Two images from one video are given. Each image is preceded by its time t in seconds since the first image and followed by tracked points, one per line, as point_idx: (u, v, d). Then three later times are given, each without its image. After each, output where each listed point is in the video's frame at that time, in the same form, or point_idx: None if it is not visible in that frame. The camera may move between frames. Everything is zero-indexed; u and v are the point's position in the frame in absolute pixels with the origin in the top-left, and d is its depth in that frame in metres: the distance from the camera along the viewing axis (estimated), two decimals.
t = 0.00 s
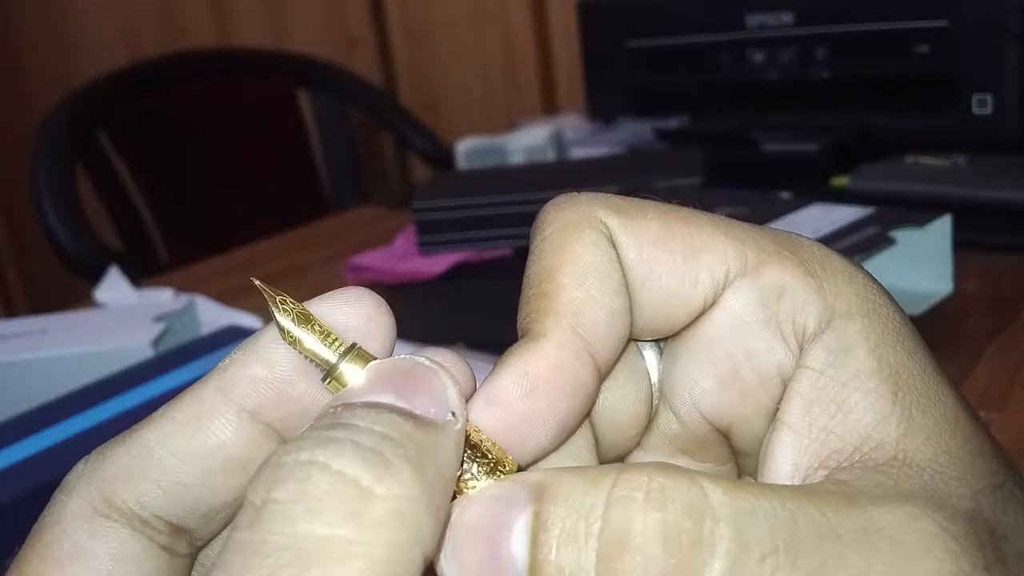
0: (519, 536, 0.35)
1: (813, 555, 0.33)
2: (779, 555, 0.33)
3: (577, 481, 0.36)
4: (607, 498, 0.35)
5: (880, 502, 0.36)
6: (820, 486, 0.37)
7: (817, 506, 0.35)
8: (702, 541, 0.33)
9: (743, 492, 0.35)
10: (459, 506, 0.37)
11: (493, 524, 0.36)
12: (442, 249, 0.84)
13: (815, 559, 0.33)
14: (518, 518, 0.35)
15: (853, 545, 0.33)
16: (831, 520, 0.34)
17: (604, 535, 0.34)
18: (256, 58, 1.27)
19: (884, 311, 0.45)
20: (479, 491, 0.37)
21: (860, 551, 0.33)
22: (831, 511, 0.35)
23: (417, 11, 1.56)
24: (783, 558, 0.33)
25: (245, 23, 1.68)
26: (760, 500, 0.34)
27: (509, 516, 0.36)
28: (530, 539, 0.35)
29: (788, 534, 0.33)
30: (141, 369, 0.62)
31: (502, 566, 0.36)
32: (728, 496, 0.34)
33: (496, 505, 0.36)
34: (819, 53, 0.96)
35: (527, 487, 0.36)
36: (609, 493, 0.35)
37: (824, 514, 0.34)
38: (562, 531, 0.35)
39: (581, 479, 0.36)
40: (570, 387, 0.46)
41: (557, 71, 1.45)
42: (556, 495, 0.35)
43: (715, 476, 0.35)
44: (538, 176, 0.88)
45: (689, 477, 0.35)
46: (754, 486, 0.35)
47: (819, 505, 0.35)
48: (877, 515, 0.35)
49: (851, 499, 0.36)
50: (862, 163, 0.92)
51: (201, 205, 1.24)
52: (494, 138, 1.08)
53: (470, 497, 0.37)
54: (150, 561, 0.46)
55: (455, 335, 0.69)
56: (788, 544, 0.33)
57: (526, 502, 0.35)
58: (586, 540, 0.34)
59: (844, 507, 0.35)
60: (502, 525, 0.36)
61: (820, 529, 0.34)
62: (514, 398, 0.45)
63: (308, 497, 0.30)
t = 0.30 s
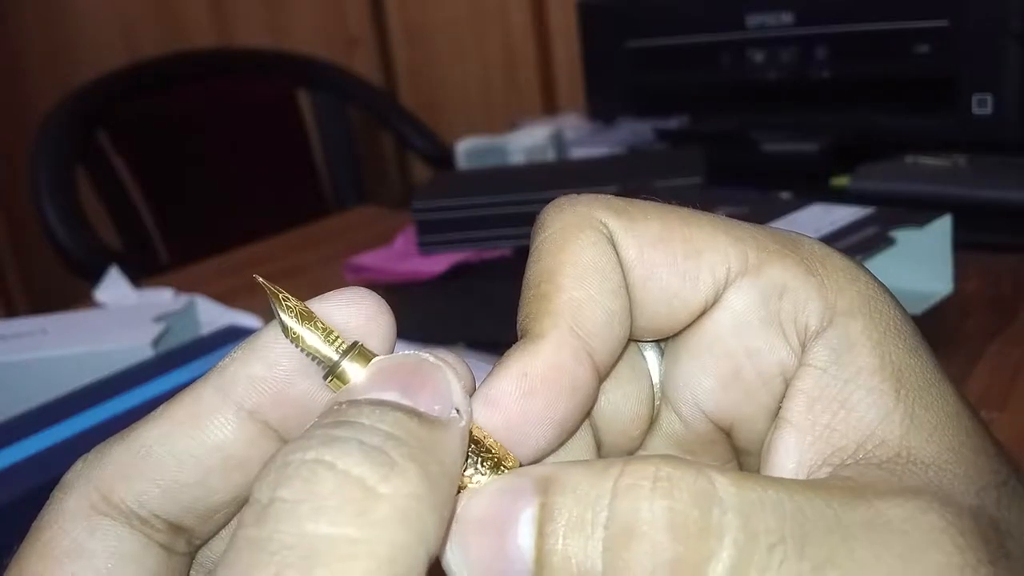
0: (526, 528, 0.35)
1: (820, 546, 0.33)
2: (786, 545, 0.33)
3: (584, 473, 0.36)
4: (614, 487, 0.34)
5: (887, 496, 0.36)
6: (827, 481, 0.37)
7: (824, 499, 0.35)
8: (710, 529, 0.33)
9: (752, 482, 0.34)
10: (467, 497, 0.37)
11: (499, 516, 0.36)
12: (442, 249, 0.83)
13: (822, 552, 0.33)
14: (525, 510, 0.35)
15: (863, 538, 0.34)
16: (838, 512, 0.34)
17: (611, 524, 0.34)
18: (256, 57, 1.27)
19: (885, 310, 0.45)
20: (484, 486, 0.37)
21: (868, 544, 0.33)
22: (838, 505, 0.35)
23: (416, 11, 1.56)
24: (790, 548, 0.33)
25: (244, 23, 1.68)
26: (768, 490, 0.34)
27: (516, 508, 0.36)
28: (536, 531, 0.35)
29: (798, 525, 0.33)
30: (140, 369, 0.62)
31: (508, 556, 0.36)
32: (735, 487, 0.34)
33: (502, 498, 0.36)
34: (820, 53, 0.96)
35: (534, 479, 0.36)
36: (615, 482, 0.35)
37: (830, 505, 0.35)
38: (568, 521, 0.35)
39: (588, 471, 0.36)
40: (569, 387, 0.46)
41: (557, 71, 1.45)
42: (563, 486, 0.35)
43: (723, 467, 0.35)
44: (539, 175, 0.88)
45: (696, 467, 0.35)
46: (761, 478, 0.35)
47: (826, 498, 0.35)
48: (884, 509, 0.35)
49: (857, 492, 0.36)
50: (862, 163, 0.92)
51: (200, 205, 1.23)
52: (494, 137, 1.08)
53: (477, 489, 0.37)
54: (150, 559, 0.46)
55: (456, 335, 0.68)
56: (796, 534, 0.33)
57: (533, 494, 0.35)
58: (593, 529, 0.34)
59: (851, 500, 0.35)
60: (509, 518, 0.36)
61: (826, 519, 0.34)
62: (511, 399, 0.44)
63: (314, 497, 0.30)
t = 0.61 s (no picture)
0: (532, 520, 0.35)
1: (828, 537, 0.33)
2: (793, 535, 0.33)
3: (589, 467, 0.35)
4: (620, 478, 0.34)
5: (892, 490, 0.36)
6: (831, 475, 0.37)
7: (831, 493, 0.35)
8: (716, 520, 0.33)
9: (757, 475, 0.34)
10: (469, 492, 0.37)
11: (505, 509, 0.36)
12: (442, 248, 0.83)
13: (830, 543, 0.33)
14: (532, 501, 0.35)
15: (868, 528, 0.34)
16: (843, 503, 0.34)
17: (617, 514, 0.34)
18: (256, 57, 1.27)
19: (884, 307, 0.45)
20: (489, 481, 0.37)
21: (873, 535, 0.33)
22: (843, 497, 0.35)
23: (416, 11, 1.56)
24: (797, 538, 0.33)
25: (245, 23, 1.68)
26: (773, 483, 0.34)
27: (523, 499, 0.36)
28: (541, 521, 0.35)
29: (803, 516, 0.33)
30: (141, 369, 0.62)
31: (514, 547, 0.36)
32: (742, 478, 0.34)
33: (506, 491, 0.36)
34: (820, 53, 0.96)
35: (538, 472, 0.36)
36: (621, 473, 0.34)
37: (835, 497, 0.34)
38: (574, 512, 0.35)
39: (593, 465, 0.36)
40: (567, 389, 0.46)
41: (557, 72, 1.45)
42: (568, 479, 0.35)
43: (729, 461, 0.35)
44: (538, 175, 0.88)
45: (702, 460, 0.35)
46: (766, 470, 0.35)
47: (831, 491, 0.35)
48: (889, 501, 0.35)
49: (863, 486, 0.36)
50: (863, 163, 0.92)
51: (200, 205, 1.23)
52: (493, 138, 1.08)
53: (480, 484, 0.37)
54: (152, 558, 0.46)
55: (457, 334, 0.68)
56: (802, 525, 0.33)
57: (538, 486, 0.36)
58: (599, 520, 0.34)
59: (857, 493, 0.35)
60: (514, 510, 0.36)
61: (831, 511, 0.34)
62: (508, 401, 0.44)
63: (315, 494, 0.30)
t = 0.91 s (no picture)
0: (535, 513, 0.35)
1: (831, 529, 0.33)
2: (797, 526, 0.33)
3: (592, 462, 0.35)
4: (624, 469, 0.34)
5: (895, 485, 0.36)
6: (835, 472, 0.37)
7: (834, 488, 0.35)
8: (721, 507, 0.33)
9: (760, 467, 0.34)
10: (473, 486, 0.38)
11: (508, 502, 0.36)
12: (442, 249, 0.83)
13: (834, 534, 0.33)
14: (534, 494, 0.36)
15: (871, 520, 0.34)
16: (847, 496, 0.34)
17: (621, 504, 0.34)
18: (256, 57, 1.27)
19: (883, 306, 0.45)
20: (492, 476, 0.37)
21: (876, 528, 0.33)
22: (847, 490, 0.35)
23: (417, 11, 1.55)
24: (800, 529, 0.33)
25: (245, 23, 1.68)
26: (777, 476, 0.34)
27: (525, 492, 0.36)
28: (545, 513, 0.35)
29: (807, 508, 0.33)
30: (141, 369, 0.62)
31: (517, 540, 0.36)
32: (747, 470, 0.34)
33: (509, 485, 0.36)
34: (820, 53, 0.96)
35: (542, 466, 0.36)
36: (625, 465, 0.35)
37: (839, 491, 0.34)
38: (577, 504, 0.34)
39: (596, 460, 0.35)
40: (564, 391, 0.46)
41: (557, 71, 1.45)
42: (572, 471, 0.35)
43: (732, 453, 0.35)
44: (539, 175, 0.88)
45: (706, 452, 0.35)
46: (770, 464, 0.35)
47: (836, 486, 0.35)
48: (893, 496, 0.35)
49: (867, 482, 0.36)
50: (863, 163, 0.92)
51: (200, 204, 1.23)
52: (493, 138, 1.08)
53: (483, 478, 0.38)
54: (151, 558, 0.46)
55: (457, 335, 0.68)
56: (806, 516, 0.33)
57: (541, 479, 0.36)
58: (602, 510, 0.34)
59: (860, 487, 0.35)
60: (517, 504, 0.36)
61: (834, 504, 0.34)
62: (505, 402, 0.44)
63: (320, 494, 0.30)
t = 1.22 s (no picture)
0: (538, 507, 0.35)
1: (834, 525, 0.33)
2: (800, 521, 0.33)
3: (594, 457, 0.36)
4: (626, 463, 0.34)
5: (898, 483, 0.36)
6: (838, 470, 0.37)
7: (837, 484, 0.35)
8: (723, 503, 0.33)
9: (763, 463, 0.34)
10: (474, 482, 0.37)
11: (510, 497, 0.36)
12: (442, 249, 0.83)
13: (837, 529, 0.33)
14: (537, 489, 0.35)
15: (871, 515, 0.34)
16: (849, 493, 0.34)
17: (624, 497, 0.34)
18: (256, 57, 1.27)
19: (888, 305, 0.45)
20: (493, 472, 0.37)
21: (878, 525, 0.33)
22: (849, 487, 0.35)
23: (417, 11, 1.55)
24: (803, 525, 0.33)
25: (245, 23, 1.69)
26: (779, 472, 0.34)
27: (528, 487, 0.36)
28: (548, 507, 0.35)
29: (809, 504, 0.33)
30: (140, 369, 0.62)
31: (522, 534, 0.36)
32: (749, 466, 0.34)
33: (511, 480, 0.37)
34: (820, 53, 0.96)
35: (545, 461, 0.36)
36: (627, 459, 0.35)
37: (841, 488, 0.34)
38: (580, 498, 0.35)
39: (598, 455, 0.36)
40: (563, 393, 0.46)
41: (557, 71, 1.45)
42: (575, 466, 0.35)
43: (736, 451, 0.35)
44: (538, 176, 0.88)
45: (709, 448, 0.35)
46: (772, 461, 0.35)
47: (838, 483, 0.35)
48: (896, 493, 0.35)
49: (869, 479, 0.36)
50: (863, 163, 0.92)
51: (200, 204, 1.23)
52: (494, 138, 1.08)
53: (485, 474, 0.37)
54: (147, 557, 0.46)
55: (457, 335, 0.68)
56: (809, 513, 0.33)
57: (543, 474, 0.36)
58: (604, 505, 0.34)
59: (862, 484, 0.35)
60: (520, 499, 0.36)
61: (836, 500, 0.34)
62: (504, 403, 0.44)
63: (321, 493, 0.30)
